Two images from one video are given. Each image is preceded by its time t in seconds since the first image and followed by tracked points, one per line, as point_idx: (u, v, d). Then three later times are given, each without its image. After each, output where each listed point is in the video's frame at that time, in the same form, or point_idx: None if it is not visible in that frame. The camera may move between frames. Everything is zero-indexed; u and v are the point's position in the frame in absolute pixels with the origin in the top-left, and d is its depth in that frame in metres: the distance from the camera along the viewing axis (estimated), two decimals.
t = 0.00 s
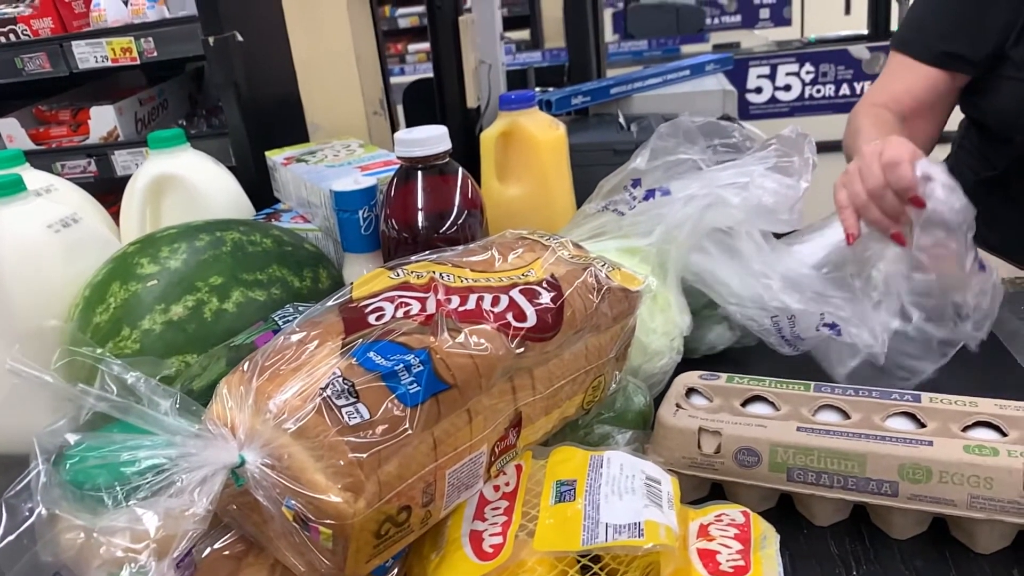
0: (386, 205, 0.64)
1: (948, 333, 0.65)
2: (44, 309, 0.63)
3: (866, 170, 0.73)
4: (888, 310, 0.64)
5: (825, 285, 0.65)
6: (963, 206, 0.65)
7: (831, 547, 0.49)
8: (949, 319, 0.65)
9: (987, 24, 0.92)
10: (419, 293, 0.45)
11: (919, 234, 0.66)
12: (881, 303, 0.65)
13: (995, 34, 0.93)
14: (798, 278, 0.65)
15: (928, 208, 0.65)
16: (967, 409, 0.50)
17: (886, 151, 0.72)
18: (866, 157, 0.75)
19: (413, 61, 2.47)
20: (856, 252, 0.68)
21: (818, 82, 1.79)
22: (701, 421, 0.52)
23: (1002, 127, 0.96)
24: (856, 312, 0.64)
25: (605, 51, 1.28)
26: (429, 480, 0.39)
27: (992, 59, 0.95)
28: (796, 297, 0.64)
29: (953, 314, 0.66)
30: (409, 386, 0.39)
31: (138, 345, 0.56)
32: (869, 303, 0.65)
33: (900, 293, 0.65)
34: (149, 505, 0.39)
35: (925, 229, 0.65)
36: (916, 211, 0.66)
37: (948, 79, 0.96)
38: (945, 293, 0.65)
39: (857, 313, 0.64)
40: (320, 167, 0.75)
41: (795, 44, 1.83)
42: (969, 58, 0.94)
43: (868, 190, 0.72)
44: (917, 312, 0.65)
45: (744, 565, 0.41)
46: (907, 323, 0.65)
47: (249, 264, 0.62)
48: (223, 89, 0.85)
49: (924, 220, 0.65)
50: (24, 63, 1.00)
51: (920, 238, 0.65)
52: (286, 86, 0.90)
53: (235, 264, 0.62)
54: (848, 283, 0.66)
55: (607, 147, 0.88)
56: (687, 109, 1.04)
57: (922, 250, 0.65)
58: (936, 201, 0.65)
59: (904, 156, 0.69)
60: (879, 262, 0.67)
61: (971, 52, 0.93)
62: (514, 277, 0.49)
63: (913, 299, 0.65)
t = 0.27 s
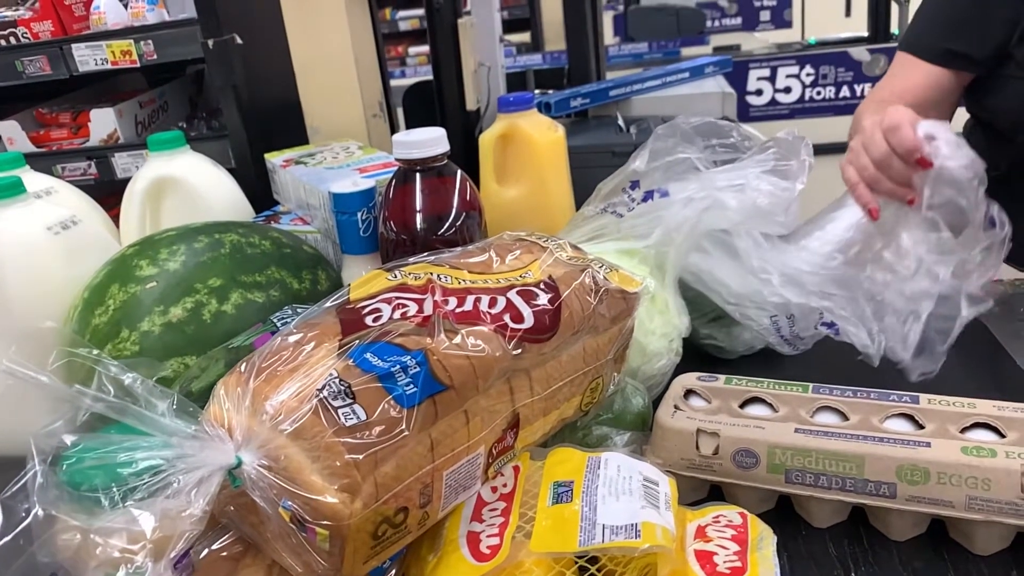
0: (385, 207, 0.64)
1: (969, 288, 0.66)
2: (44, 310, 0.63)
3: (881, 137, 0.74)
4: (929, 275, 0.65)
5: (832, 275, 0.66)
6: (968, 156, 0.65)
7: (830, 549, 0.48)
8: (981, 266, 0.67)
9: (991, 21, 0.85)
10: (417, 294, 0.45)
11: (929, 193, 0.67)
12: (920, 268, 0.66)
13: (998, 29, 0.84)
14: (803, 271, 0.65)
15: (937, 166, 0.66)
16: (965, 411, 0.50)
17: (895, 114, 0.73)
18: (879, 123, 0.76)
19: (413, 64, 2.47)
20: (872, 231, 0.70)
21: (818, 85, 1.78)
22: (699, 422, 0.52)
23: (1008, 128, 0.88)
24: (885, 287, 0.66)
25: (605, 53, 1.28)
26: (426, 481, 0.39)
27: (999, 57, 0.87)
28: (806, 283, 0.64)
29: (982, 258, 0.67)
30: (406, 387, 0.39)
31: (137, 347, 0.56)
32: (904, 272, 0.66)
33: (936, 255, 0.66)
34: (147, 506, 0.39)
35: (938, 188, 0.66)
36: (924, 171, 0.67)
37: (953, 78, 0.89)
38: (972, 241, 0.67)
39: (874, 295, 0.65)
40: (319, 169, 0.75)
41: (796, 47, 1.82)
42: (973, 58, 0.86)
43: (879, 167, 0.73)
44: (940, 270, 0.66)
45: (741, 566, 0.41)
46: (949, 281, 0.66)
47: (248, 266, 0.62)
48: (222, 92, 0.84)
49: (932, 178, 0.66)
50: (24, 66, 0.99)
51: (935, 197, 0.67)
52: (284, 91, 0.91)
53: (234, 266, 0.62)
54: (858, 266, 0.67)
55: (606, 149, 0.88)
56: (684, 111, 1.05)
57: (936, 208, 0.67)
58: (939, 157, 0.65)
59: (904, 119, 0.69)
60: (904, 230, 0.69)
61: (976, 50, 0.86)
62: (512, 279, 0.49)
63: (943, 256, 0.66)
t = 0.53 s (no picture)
0: (382, 208, 0.64)
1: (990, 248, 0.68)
2: (41, 312, 0.63)
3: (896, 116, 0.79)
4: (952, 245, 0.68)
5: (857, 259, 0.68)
6: (969, 122, 0.69)
7: (827, 550, 0.48)
8: (1002, 224, 0.70)
9: (993, 21, 0.84)
10: (414, 295, 0.45)
11: (935, 159, 0.70)
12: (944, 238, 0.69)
13: (1000, 28, 0.84)
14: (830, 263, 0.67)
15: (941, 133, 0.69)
16: (963, 411, 0.50)
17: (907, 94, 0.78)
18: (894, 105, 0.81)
19: (412, 66, 2.47)
20: (895, 202, 0.74)
21: (818, 86, 1.78)
22: (696, 423, 0.52)
23: (1007, 126, 0.89)
24: (913, 260, 0.69)
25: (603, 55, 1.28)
26: (423, 482, 0.39)
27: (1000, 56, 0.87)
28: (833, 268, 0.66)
29: (1002, 219, 0.70)
30: (401, 387, 0.39)
31: (135, 348, 0.56)
32: (926, 244, 0.69)
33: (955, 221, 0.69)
34: (141, 507, 0.39)
35: (946, 156, 0.70)
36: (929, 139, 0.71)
37: (957, 74, 0.88)
38: (986, 203, 0.70)
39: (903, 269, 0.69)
40: (316, 171, 0.75)
41: (795, 48, 1.82)
42: (975, 53, 0.86)
43: (885, 142, 0.81)
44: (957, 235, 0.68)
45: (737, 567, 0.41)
46: (973, 245, 0.68)
47: (246, 268, 0.62)
48: (220, 94, 0.84)
49: (938, 145, 0.70)
50: (22, 68, 0.99)
51: (947, 164, 0.70)
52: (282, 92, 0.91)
53: (232, 267, 0.62)
54: (879, 244, 0.71)
55: (604, 151, 0.88)
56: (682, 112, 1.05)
57: (946, 174, 0.70)
58: (944, 124, 0.69)
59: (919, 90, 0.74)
60: (918, 199, 0.72)
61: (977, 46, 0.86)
62: (508, 279, 0.49)
63: (960, 221, 0.69)
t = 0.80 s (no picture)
0: (378, 209, 0.64)
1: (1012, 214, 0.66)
2: (37, 313, 0.63)
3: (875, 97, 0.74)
4: (967, 216, 0.67)
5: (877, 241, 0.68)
6: (967, 84, 0.66)
7: (824, 549, 0.48)
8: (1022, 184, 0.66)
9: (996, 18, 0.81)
10: (409, 295, 0.45)
11: (942, 130, 0.67)
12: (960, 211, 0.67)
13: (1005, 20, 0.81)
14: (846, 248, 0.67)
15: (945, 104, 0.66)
16: (958, 410, 0.50)
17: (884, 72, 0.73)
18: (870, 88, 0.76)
19: (411, 67, 2.47)
20: (903, 183, 0.70)
21: (815, 87, 1.78)
22: (692, 423, 0.52)
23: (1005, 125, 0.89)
24: (932, 236, 0.68)
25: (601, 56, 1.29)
26: (417, 482, 0.39)
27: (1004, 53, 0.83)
28: (851, 255, 0.67)
29: (1020, 179, 0.66)
30: (396, 387, 0.39)
31: (131, 349, 0.56)
32: (944, 219, 0.68)
33: (971, 191, 0.66)
34: (135, 507, 0.39)
35: (953, 125, 0.66)
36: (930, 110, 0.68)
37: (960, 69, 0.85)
38: (1003, 165, 0.66)
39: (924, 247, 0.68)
40: (313, 172, 0.75)
41: (793, 49, 1.82)
42: (978, 48, 0.83)
43: (885, 119, 0.72)
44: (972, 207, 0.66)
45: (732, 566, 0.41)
46: (991, 215, 0.66)
47: (242, 269, 0.62)
48: (217, 95, 0.84)
49: (942, 113, 0.66)
50: (19, 70, 0.99)
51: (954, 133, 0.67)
52: (278, 93, 0.91)
53: (228, 268, 0.62)
54: (894, 223, 0.69)
55: (601, 151, 0.88)
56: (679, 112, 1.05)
57: (955, 143, 0.67)
58: (944, 91, 0.66)
59: (901, 65, 0.71)
60: (930, 174, 0.68)
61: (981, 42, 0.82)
62: (504, 279, 0.49)
63: (974, 190, 0.66)
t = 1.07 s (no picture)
0: (373, 210, 0.64)
1: None
2: (32, 314, 0.63)
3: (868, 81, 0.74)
4: (979, 183, 0.68)
5: (900, 221, 0.69)
6: (963, 54, 0.67)
7: (818, 547, 0.48)
8: None
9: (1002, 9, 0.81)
10: (403, 294, 0.45)
11: (945, 102, 0.67)
12: (974, 178, 0.68)
13: (1009, 17, 0.81)
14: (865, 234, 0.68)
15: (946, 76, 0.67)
16: (952, 408, 0.50)
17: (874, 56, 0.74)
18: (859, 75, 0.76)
19: (409, 68, 2.47)
20: (917, 160, 0.70)
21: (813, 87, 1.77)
22: (686, 421, 0.52)
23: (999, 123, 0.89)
24: (952, 208, 0.68)
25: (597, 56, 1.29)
26: (410, 481, 0.39)
27: (1005, 47, 0.83)
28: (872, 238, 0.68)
29: None
30: (388, 386, 0.39)
31: (125, 350, 0.56)
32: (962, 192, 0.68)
33: (984, 157, 0.67)
34: (127, 506, 0.39)
35: (955, 94, 0.67)
36: (929, 83, 0.68)
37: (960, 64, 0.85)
38: (1011, 131, 0.67)
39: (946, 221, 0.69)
40: (308, 172, 0.75)
41: (790, 49, 1.82)
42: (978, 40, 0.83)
43: (885, 100, 0.72)
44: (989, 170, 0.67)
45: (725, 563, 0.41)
46: (1005, 180, 0.67)
47: (237, 269, 0.62)
48: (212, 96, 0.85)
49: (944, 84, 0.67)
50: (14, 71, 0.99)
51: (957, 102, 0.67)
52: (273, 92, 0.91)
53: (223, 268, 0.62)
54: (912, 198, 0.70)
55: (596, 151, 0.88)
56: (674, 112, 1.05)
57: (959, 113, 0.67)
58: (943, 62, 0.67)
59: (894, 43, 0.71)
60: (939, 147, 0.69)
61: (982, 34, 0.83)
62: (498, 279, 0.49)
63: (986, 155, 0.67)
